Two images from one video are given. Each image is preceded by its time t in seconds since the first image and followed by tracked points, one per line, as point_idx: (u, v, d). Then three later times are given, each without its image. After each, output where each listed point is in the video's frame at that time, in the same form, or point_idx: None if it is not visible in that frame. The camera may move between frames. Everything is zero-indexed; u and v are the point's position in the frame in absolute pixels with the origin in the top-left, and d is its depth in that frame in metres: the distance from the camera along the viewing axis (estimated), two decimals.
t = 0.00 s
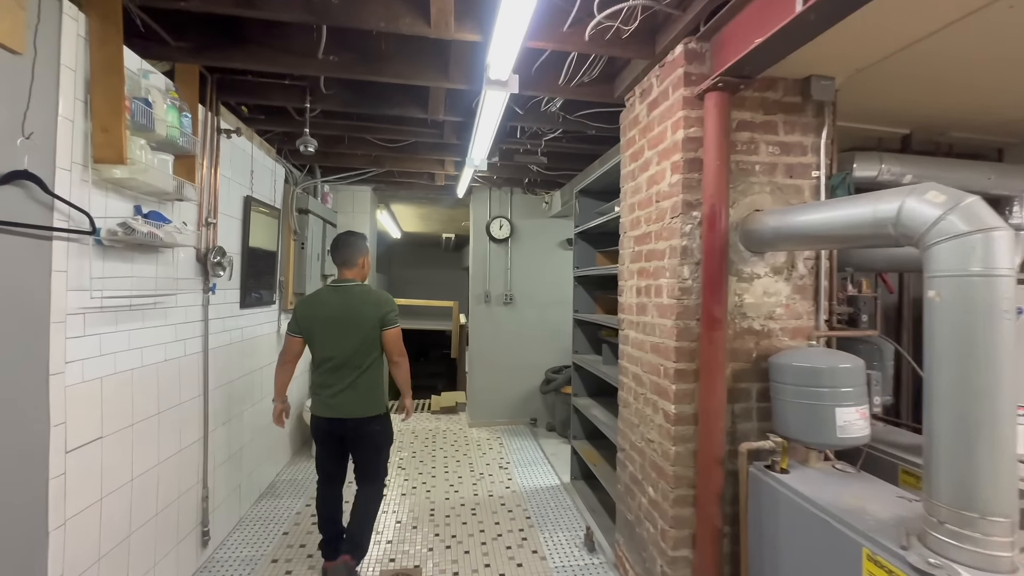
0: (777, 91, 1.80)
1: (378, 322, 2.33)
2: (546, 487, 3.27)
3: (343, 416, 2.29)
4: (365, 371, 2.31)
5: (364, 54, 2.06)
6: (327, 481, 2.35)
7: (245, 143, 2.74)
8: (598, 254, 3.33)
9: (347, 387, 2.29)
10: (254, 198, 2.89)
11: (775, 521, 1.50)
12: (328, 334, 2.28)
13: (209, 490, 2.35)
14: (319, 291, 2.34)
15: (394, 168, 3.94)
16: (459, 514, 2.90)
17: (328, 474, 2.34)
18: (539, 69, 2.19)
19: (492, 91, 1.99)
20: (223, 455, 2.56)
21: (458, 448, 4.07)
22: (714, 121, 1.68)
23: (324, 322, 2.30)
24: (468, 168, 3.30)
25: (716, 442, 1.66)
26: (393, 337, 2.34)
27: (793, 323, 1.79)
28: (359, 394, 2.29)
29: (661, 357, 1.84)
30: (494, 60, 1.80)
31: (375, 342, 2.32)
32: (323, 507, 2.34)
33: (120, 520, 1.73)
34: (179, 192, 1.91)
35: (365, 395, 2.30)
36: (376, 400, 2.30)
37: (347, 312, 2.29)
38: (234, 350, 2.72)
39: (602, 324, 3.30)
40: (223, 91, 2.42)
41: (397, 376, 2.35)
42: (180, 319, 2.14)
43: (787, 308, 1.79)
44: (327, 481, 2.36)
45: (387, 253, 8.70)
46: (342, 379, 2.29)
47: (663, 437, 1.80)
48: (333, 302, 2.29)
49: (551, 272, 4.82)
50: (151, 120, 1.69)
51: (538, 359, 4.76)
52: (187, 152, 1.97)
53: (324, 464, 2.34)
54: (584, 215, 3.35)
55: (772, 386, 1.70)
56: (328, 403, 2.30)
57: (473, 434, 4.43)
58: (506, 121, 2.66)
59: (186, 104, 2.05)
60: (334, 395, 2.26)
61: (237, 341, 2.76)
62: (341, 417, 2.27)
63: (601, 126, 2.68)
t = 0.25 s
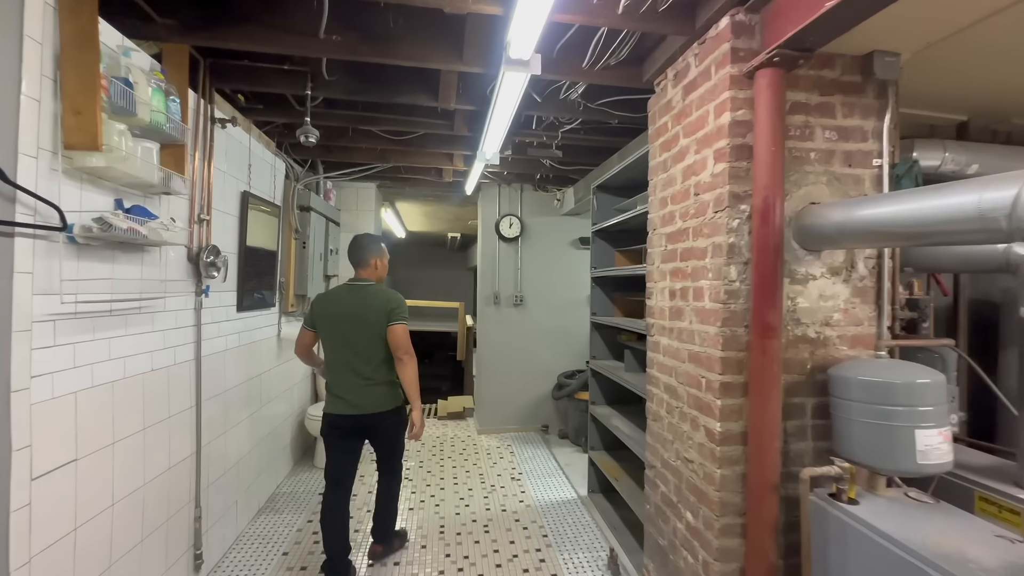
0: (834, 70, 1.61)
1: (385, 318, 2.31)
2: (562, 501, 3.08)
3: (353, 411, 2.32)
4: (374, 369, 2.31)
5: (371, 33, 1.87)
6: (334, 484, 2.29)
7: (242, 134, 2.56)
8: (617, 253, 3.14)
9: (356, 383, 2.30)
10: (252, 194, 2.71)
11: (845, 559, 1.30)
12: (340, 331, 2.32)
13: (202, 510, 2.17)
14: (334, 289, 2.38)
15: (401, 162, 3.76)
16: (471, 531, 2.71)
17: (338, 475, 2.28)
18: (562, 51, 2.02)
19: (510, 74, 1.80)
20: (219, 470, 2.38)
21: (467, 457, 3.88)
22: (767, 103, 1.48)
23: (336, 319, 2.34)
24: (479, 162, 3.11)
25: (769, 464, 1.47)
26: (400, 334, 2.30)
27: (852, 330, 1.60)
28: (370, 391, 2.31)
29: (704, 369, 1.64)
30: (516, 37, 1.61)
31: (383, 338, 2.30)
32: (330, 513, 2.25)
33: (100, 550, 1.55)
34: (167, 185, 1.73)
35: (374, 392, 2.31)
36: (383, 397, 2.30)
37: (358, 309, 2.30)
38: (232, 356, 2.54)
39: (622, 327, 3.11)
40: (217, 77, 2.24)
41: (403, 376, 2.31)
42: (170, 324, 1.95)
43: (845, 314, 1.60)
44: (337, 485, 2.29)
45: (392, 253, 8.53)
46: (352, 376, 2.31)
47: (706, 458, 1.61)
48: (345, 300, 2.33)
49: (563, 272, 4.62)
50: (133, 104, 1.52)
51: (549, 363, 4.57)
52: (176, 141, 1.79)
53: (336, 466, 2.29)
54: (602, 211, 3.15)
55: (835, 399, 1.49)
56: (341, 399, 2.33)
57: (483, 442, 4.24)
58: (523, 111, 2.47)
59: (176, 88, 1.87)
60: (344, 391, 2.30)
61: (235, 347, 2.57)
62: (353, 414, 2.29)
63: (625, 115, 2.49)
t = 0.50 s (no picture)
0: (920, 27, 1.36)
1: (407, 318, 2.37)
2: (580, 518, 2.85)
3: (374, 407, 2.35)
4: (393, 366, 2.35)
5: None
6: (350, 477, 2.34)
7: (230, 117, 2.33)
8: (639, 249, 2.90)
9: (376, 380, 2.34)
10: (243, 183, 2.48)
11: None
12: (362, 328, 2.37)
13: (183, 534, 1.94)
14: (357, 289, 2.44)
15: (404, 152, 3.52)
16: (482, 553, 2.48)
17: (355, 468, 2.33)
18: (587, 16, 1.78)
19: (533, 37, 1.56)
20: (205, 488, 2.14)
21: (475, 467, 3.65)
22: (847, 61, 1.23)
23: (359, 317, 2.39)
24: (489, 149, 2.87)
25: (849, 495, 1.23)
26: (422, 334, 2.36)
27: (941, 335, 1.35)
28: (387, 388, 2.35)
29: (763, 380, 1.40)
30: None
31: (404, 337, 2.35)
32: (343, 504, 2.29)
33: None
34: (135, 165, 1.49)
35: (392, 388, 2.35)
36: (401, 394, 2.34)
37: (381, 308, 2.36)
38: (221, 361, 2.31)
39: (644, 329, 2.87)
40: (200, 49, 2.00)
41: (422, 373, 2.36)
42: (144, 327, 1.71)
43: (933, 315, 1.35)
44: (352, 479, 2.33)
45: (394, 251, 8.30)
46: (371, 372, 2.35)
47: (767, 486, 1.37)
48: (368, 298, 2.38)
49: (575, 270, 4.38)
50: (91, 65, 1.25)
51: (561, 366, 4.33)
52: (148, 115, 1.55)
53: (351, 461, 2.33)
54: (623, 203, 2.91)
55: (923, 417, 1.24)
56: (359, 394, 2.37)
57: (491, 450, 4.00)
58: (540, 90, 2.24)
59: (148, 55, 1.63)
60: (366, 388, 2.32)
61: (224, 351, 2.33)
62: (370, 409, 2.32)
63: (652, 93, 2.26)
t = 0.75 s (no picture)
0: None
1: (424, 319, 2.40)
2: (597, 540, 2.62)
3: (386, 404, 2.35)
4: (408, 365, 2.36)
5: None
6: (373, 465, 2.47)
7: (214, 102, 2.11)
8: (660, 248, 2.68)
9: (391, 378, 2.35)
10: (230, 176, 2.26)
11: None
12: (378, 327, 2.37)
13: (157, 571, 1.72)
14: (372, 288, 2.44)
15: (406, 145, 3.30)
16: None
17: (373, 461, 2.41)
18: None
19: None
20: (186, 513, 1.93)
21: (481, 480, 3.43)
22: (948, 20, 1.01)
23: (375, 316, 2.40)
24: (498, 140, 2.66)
25: (951, 549, 1.01)
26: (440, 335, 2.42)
27: None
28: (401, 387, 2.35)
29: (834, 404, 1.18)
30: None
31: (420, 338, 2.39)
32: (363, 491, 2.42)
33: None
34: (90, 148, 1.27)
35: (406, 388, 2.36)
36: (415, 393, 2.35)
37: (397, 307, 2.37)
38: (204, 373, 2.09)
39: (666, 335, 2.65)
40: (175, 23, 1.79)
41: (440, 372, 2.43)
42: (109, 337, 1.50)
43: None
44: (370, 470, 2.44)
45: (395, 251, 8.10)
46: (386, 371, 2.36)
47: (842, 530, 1.15)
48: (384, 298, 2.39)
49: (586, 271, 4.16)
50: (28, 24, 1.04)
51: (571, 372, 4.11)
52: (107, 88, 1.33)
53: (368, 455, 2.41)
54: (643, 198, 2.69)
55: None
56: (373, 392, 2.38)
57: (498, 461, 3.78)
58: (558, 72, 2.02)
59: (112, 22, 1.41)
60: (380, 386, 2.33)
61: (208, 361, 2.11)
62: (383, 408, 2.33)
63: (680, 75, 2.04)
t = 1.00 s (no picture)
0: None
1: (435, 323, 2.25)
2: (621, 563, 2.40)
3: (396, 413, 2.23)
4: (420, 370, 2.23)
5: None
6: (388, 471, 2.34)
7: (196, 79, 1.89)
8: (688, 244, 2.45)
9: (400, 386, 2.22)
10: (216, 164, 2.04)
11: None
12: (385, 334, 2.22)
13: None
14: (378, 291, 2.28)
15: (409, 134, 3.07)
16: None
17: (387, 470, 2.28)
18: None
19: None
20: (163, 543, 1.71)
21: (490, 494, 3.20)
22: None
23: (381, 322, 2.24)
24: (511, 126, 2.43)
25: None
26: (452, 338, 2.29)
27: None
28: (413, 392, 2.22)
29: (950, 433, 0.95)
30: None
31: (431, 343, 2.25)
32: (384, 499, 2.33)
33: None
34: (30, 117, 1.04)
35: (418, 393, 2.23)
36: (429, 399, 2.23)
37: (406, 312, 2.21)
38: (185, 383, 1.86)
39: (695, 339, 2.42)
40: None
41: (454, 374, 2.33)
42: (63, 346, 1.27)
43: None
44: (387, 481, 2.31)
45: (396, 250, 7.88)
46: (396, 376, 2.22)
47: None
48: (391, 302, 2.23)
49: (600, 270, 3.93)
50: None
51: (584, 377, 3.88)
52: (53, 46, 1.10)
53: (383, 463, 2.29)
54: (670, 190, 2.46)
55: None
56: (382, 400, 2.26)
57: (507, 472, 3.55)
58: (586, 44, 1.79)
59: None
60: (389, 395, 2.20)
61: (190, 370, 1.88)
62: (394, 414, 2.19)
63: (722, 46, 1.82)
